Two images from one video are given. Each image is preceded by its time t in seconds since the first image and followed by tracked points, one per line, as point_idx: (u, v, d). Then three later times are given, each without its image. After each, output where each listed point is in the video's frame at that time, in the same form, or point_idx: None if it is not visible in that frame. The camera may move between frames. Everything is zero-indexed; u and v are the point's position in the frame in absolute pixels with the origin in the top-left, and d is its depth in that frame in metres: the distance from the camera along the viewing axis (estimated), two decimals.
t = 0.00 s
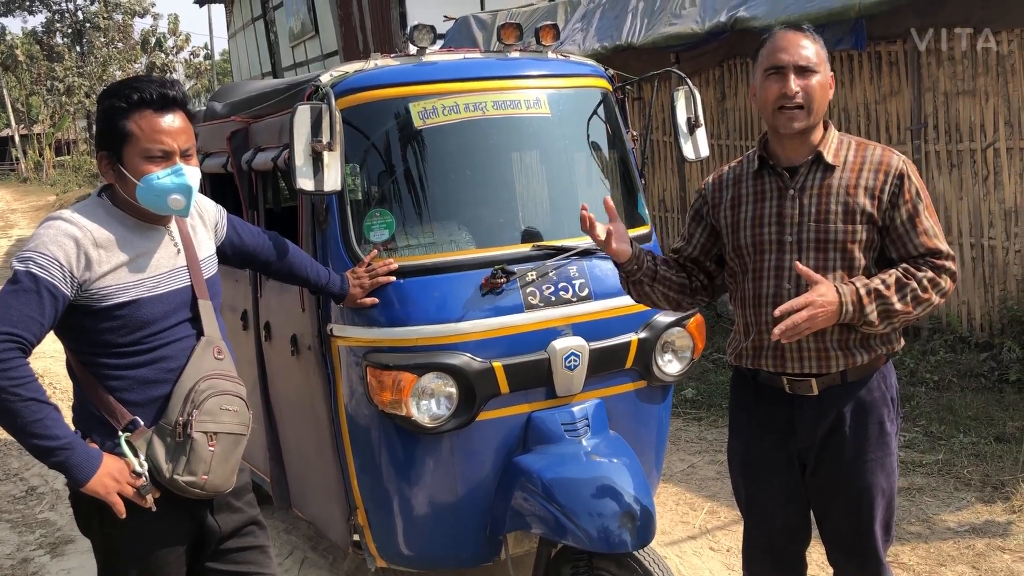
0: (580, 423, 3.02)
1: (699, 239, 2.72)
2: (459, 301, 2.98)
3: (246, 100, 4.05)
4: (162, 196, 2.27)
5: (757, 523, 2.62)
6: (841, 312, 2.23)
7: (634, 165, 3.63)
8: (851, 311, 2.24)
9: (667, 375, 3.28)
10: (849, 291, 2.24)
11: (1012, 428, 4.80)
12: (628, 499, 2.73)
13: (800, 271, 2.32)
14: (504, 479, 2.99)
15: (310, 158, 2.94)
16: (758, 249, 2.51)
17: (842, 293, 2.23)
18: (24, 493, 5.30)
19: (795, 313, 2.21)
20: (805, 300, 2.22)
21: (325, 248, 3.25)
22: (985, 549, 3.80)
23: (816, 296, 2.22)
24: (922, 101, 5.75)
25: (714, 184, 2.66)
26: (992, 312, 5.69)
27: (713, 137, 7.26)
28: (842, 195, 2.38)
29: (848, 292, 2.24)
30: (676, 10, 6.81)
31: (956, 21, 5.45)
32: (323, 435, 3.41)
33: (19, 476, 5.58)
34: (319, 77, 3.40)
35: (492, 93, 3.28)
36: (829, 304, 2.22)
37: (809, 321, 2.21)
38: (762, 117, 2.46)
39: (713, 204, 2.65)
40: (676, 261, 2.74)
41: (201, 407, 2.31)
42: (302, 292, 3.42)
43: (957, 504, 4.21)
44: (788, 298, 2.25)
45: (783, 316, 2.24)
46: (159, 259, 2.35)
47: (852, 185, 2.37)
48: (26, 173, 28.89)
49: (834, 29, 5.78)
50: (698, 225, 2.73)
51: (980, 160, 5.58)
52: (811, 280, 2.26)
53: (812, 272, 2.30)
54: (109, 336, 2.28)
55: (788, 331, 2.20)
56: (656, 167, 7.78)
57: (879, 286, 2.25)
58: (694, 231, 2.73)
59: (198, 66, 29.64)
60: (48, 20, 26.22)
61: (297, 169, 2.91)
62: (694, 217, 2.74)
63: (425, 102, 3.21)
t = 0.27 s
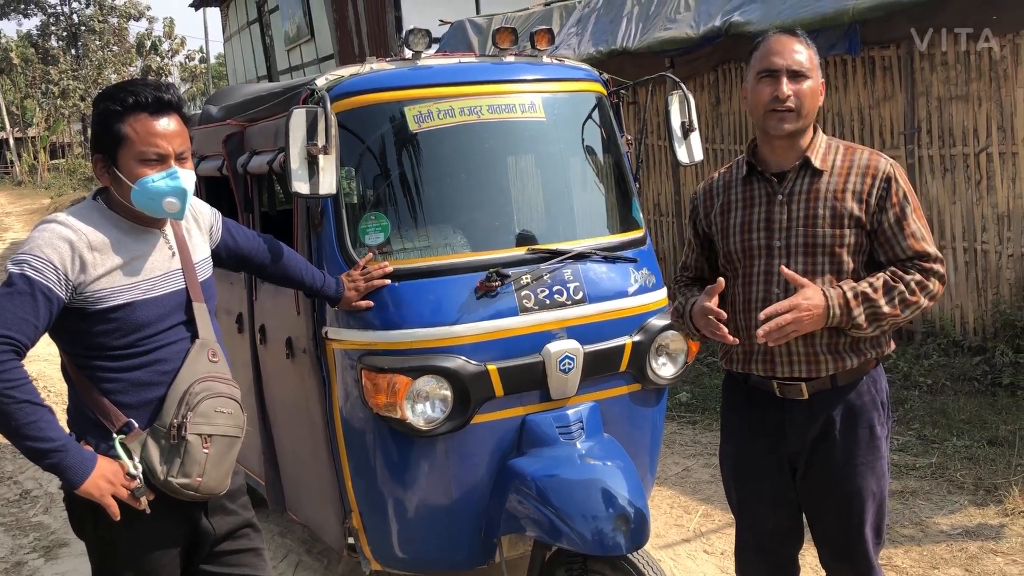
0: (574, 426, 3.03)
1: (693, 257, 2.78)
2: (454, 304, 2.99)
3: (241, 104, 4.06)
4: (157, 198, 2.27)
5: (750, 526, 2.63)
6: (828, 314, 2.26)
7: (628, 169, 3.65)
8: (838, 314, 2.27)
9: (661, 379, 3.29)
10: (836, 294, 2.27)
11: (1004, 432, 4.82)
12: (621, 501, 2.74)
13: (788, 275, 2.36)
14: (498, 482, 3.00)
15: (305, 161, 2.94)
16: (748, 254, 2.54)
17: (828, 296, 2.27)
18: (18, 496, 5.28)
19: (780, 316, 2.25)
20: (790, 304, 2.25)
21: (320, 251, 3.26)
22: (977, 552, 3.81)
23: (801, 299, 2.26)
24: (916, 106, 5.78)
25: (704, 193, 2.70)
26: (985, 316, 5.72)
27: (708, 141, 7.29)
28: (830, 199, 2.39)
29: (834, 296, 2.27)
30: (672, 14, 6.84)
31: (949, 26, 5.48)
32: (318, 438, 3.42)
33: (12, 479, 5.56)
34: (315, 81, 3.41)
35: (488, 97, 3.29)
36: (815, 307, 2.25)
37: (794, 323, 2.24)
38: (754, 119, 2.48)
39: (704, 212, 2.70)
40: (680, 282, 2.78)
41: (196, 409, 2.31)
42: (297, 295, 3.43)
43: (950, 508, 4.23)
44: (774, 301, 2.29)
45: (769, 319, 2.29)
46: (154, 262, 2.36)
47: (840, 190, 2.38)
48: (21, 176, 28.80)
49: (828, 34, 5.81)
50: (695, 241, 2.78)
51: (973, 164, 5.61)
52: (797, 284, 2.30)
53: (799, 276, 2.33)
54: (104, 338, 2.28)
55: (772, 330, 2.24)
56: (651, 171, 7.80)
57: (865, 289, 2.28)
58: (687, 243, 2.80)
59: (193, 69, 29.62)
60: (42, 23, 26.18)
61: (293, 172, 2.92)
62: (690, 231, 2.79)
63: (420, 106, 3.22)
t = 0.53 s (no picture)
0: (569, 428, 3.03)
1: (686, 257, 2.78)
2: (449, 307, 2.99)
3: (236, 107, 4.06)
4: (151, 202, 2.28)
5: (744, 527, 2.63)
6: (823, 317, 2.27)
7: (623, 172, 3.65)
8: (833, 316, 2.28)
9: (656, 381, 3.29)
10: (831, 297, 2.28)
11: (998, 433, 4.83)
12: (616, 503, 2.74)
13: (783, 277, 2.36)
14: (494, 484, 3.00)
15: (299, 164, 2.94)
16: (743, 255, 2.54)
17: (823, 299, 2.28)
18: (12, 500, 5.27)
19: (775, 318, 2.26)
20: (785, 306, 2.26)
21: (315, 253, 3.26)
22: (971, 553, 3.82)
23: (797, 301, 2.26)
24: (910, 108, 5.80)
25: (699, 189, 2.69)
26: (979, 318, 5.73)
27: (702, 143, 7.30)
28: (826, 201, 2.40)
29: (829, 298, 2.28)
30: (666, 17, 6.86)
31: (943, 29, 5.50)
32: (313, 441, 3.41)
33: (6, 483, 5.54)
34: (309, 83, 3.41)
35: (482, 99, 3.30)
36: (810, 309, 2.26)
37: (789, 326, 2.25)
38: (752, 124, 2.48)
39: (698, 211, 2.69)
40: (673, 282, 2.79)
41: (190, 412, 2.31)
42: (292, 298, 3.43)
43: (945, 509, 4.24)
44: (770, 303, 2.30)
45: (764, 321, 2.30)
46: (148, 265, 2.36)
47: (836, 192, 2.39)
48: (15, 179, 28.73)
49: (822, 37, 5.83)
50: (688, 242, 2.77)
51: (967, 166, 5.63)
52: (792, 286, 2.30)
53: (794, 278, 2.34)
54: (98, 341, 2.28)
55: (765, 333, 2.26)
56: (646, 173, 7.81)
57: (861, 292, 2.29)
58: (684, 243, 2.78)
59: (188, 72, 29.59)
60: (37, 25, 26.14)
61: (287, 175, 2.92)
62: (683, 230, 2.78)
63: (415, 108, 3.23)
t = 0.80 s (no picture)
0: (567, 430, 3.03)
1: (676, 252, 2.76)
2: (446, 308, 2.99)
3: (233, 109, 4.06)
4: (147, 204, 2.27)
5: (742, 527, 2.64)
6: (829, 311, 2.26)
7: (619, 173, 3.66)
8: (839, 309, 2.26)
9: (653, 382, 3.29)
10: (837, 291, 2.27)
11: (996, 433, 4.83)
12: (614, 504, 2.74)
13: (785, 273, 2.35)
14: (491, 485, 3.00)
15: (296, 166, 2.94)
16: (743, 255, 2.53)
17: (829, 293, 2.26)
18: (9, 502, 5.26)
19: (776, 311, 2.23)
20: (788, 299, 2.24)
21: (312, 255, 3.25)
22: (969, 553, 3.83)
23: (799, 294, 2.24)
24: (907, 109, 5.80)
25: (698, 191, 2.67)
26: (976, 318, 5.74)
27: (700, 144, 7.31)
28: (826, 202, 2.40)
29: (835, 291, 2.27)
30: (664, 18, 6.86)
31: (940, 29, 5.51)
32: (311, 442, 3.41)
33: (4, 485, 5.54)
34: (306, 85, 3.41)
35: (479, 101, 3.30)
36: (814, 302, 2.24)
37: (792, 319, 2.23)
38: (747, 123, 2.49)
39: (698, 211, 2.67)
40: (654, 272, 2.75)
41: (187, 414, 2.31)
42: (289, 300, 3.43)
43: (943, 509, 4.24)
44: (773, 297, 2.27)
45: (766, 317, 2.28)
46: (145, 267, 2.36)
47: (835, 193, 2.40)
48: (13, 181, 28.68)
49: (819, 37, 5.83)
50: (681, 236, 2.76)
51: (964, 166, 5.63)
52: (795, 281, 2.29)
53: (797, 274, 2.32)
54: (95, 344, 2.28)
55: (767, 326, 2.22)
56: (643, 174, 7.82)
57: (867, 285, 2.28)
58: (676, 237, 2.77)
59: (185, 73, 29.58)
60: (34, 27, 26.11)
61: (284, 177, 2.92)
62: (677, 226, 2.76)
63: (412, 110, 3.23)
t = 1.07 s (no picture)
0: (568, 430, 3.03)
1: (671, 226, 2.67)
2: (447, 309, 2.99)
3: (234, 109, 4.06)
4: (149, 205, 2.27)
5: (744, 527, 2.63)
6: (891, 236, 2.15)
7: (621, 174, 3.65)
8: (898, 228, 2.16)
9: (655, 382, 3.29)
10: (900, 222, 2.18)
11: (998, 433, 4.83)
12: (616, 504, 2.74)
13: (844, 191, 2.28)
14: (493, 485, 3.00)
15: (297, 167, 2.94)
16: (746, 252, 2.52)
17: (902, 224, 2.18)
18: (11, 503, 5.27)
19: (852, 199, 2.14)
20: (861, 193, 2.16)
21: (313, 255, 3.25)
22: (971, 553, 3.82)
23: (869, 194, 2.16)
24: (908, 109, 5.80)
25: (702, 182, 2.63)
26: (978, 318, 5.74)
27: (701, 144, 7.31)
28: (830, 200, 2.41)
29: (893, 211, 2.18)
30: (664, 18, 6.86)
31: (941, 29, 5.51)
32: (312, 443, 3.41)
33: (6, 486, 5.54)
34: (308, 85, 3.41)
35: (480, 101, 3.29)
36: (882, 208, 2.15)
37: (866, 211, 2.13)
38: (755, 117, 2.47)
39: (702, 202, 2.62)
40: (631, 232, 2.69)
41: (189, 415, 2.31)
42: (291, 301, 3.43)
43: (945, 509, 4.24)
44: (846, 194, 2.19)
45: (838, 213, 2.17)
46: (147, 269, 2.36)
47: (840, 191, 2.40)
48: (14, 182, 28.70)
49: (820, 37, 5.83)
50: (679, 212, 2.69)
51: (965, 166, 5.63)
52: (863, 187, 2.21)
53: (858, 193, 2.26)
54: (96, 345, 2.27)
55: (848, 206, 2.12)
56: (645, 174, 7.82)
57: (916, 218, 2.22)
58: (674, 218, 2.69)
59: (186, 75, 29.60)
60: (35, 28, 26.13)
61: (285, 178, 2.92)
62: (678, 204, 2.69)
63: (413, 110, 3.22)
